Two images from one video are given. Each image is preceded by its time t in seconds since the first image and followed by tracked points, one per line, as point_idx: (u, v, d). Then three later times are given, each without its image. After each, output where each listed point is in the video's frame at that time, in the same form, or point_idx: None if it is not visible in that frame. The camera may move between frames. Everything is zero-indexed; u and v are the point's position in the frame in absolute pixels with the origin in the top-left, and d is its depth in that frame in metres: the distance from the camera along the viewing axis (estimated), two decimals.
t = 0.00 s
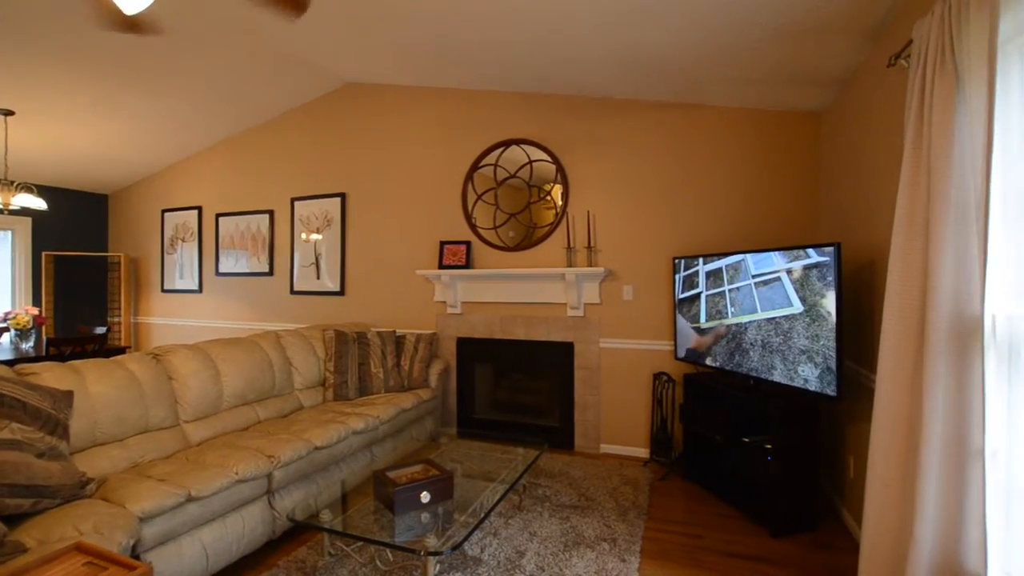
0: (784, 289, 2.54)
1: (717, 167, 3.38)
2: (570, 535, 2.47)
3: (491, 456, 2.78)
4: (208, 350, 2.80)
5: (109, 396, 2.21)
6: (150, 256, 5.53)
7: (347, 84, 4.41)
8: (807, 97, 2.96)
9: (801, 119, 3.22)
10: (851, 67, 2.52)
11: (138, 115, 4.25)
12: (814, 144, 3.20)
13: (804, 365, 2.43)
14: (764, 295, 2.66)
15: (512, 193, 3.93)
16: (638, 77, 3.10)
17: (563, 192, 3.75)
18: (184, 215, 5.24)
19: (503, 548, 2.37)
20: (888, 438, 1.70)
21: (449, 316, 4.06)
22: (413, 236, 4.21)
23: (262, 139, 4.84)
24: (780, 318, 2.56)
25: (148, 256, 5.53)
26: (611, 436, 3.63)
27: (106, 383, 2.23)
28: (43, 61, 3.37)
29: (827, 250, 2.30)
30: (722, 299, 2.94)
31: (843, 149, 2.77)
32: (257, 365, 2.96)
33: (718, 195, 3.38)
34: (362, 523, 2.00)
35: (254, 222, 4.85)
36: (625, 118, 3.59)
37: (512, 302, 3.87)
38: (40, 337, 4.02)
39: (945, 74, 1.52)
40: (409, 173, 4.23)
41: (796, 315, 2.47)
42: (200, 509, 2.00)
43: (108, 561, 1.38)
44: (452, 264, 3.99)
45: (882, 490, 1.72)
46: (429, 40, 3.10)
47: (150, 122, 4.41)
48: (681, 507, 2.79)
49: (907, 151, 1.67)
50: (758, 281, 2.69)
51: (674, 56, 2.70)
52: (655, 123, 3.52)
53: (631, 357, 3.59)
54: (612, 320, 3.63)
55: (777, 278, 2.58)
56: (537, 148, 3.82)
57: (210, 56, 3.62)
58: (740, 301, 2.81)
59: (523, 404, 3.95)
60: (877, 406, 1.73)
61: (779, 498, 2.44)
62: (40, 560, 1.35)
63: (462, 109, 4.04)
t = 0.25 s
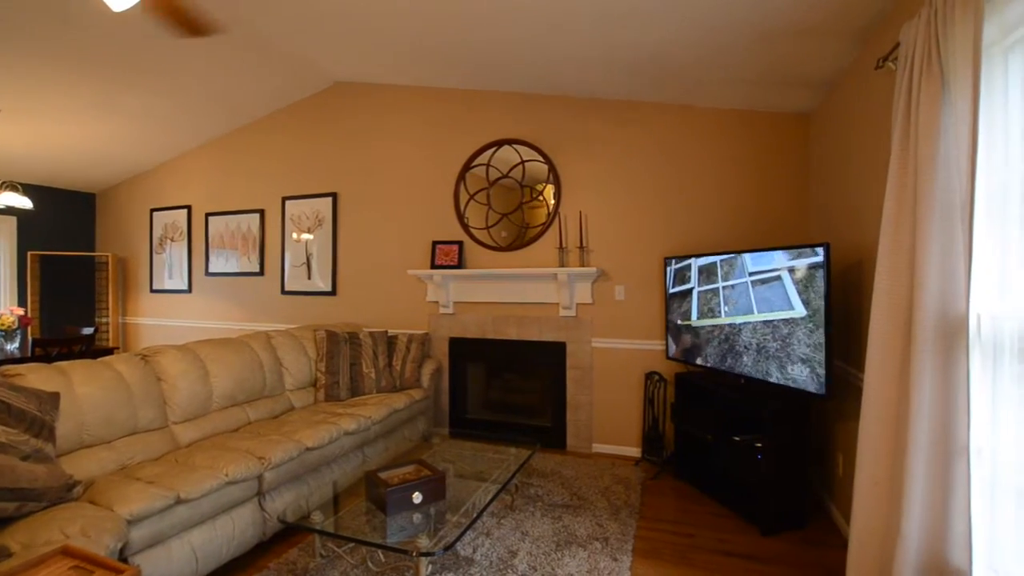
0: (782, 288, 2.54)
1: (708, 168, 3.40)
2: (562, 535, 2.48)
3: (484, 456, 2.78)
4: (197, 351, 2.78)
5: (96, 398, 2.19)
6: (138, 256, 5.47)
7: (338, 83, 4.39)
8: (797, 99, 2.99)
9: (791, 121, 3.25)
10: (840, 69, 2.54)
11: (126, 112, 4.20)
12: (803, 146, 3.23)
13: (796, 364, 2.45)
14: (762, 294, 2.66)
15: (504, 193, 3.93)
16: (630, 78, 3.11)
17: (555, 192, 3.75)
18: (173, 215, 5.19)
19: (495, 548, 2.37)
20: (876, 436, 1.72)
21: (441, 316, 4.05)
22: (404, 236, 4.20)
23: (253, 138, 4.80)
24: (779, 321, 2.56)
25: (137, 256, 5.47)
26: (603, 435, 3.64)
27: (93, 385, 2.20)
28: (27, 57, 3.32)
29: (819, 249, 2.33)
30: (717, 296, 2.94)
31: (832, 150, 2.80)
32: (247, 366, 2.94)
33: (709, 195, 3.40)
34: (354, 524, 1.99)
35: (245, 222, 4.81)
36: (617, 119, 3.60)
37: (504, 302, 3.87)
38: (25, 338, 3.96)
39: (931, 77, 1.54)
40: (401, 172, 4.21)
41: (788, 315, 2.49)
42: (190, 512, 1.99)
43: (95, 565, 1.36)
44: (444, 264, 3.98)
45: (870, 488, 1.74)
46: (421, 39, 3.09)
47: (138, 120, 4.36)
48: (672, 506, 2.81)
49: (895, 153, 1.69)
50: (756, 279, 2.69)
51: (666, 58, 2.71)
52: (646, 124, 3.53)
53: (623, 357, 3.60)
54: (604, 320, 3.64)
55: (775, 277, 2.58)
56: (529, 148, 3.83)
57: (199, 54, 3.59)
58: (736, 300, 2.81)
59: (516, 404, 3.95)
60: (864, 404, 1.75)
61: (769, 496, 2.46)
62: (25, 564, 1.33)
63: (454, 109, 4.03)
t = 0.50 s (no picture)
0: (791, 291, 2.43)
1: (700, 168, 3.42)
2: (554, 534, 2.48)
3: (476, 456, 2.78)
4: (187, 352, 2.75)
5: (83, 400, 2.16)
6: (127, 256, 5.41)
7: (330, 82, 4.36)
8: (787, 100, 3.01)
9: (781, 122, 3.27)
10: (829, 72, 2.57)
11: (114, 111, 4.15)
12: (793, 147, 3.26)
13: (784, 363, 2.47)
14: (770, 296, 2.55)
15: (496, 193, 3.92)
16: (622, 79, 3.12)
17: (547, 192, 3.76)
18: (162, 214, 5.13)
19: (487, 548, 2.36)
20: (863, 434, 1.74)
21: (434, 316, 4.05)
22: (396, 236, 4.19)
23: (243, 136, 4.76)
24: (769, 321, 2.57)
25: (125, 256, 5.41)
26: (595, 435, 3.65)
27: (80, 386, 2.17)
28: (12, 55, 3.27)
29: (808, 249, 2.34)
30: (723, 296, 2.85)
31: (821, 151, 2.83)
32: (237, 367, 2.92)
33: (701, 196, 3.42)
34: (345, 525, 1.98)
35: (235, 221, 4.77)
36: (609, 119, 3.61)
37: (497, 302, 3.87)
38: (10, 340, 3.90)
39: (917, 80, 1.56)
40: (393, 172, 4.20)
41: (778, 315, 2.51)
42: (179, 514, 1.97)
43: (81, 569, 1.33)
44: (436, 264, 3.98)
45: (858, 485, 1.76)
46: (413, 39, 3.08)
47: (126, 118, 4.31)
48: (664, 504, 2.82)
49: (882, 153, 1.71)
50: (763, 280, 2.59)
51: (658, 59, 2.72)
52: (638, 124, 3.55)
53: (615, 357, 3.61)
54: (597, 320, 3.65)
55: (784, 278, 2.46)
56: (521, 148, 3.83)
57: (189, 52, 3.55)
58: (742, 301, 2.72)
59: (508, 404, 3.95)
60: (853, 403, 1.77)
61: (759, 494, 2.49)
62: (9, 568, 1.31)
63: (446, 108, 4.02)
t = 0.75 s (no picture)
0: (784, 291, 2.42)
1: (691, 169, 3.44)
2: (546, 534, 2.49)
3: (469, 456, 2.78)
4: (176, 353, 2.73)
5: (70, 401, 2.13)
6: (115, 255, 5.34)
7: (321, 80, 4.34)
8: (776, 102, 3.04)
9: (771, 123, 3.30)
10: (818, 74, 2.59)
11: (101, 109, 4.10)
12: (783, 148, 3.28)
13: (774, 362, 2.49)
14: (777, 296, 2.46)
15: (488, 193, 3.92)
16: (614, 80, 3.13)
17: (540, 193, 3.76)
18: (151, 213, 5.08)
19: (480, 548, 2.36)
20: (851, 433, 1.76)
21: (426, 316, 4.04)
22: (388, 236, 4.17)
23: (233, 135, 4.73)
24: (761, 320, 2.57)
25: (113, 256, 5.34)
26: (587, 434, 3.66)
27: (67, 388, 2.15)
28: None
29: (797, 249, 2.35)
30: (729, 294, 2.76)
31: (811, 152, 2.85)
32: (227, 368, 2.89)
33: (692, 196, 3.44)
34: (337, 527, 1.97)
35: (225, 221, 4.73)
36: (601, 119, 3.62)
37: (489, 302, 3.87)
38: None
39: (904, 83, 1.58)
40: (384, 172, 4.18)
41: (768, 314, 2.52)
42: (168, 516, 1.95)
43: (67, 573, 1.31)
44: (428, 264, 3.97)
45: (846, 483, 1.78)
46: (405, 39, 3.07)
47: (114, 116, 4.26)
48: (655, 503, 2.84)
49: (870, 155, 1.73)
50: (769, 279, 2.50)
51: (650, 60, 2.73)
52: (630, 125, 3.56)
53: (607, 356, 3.62)
54: (589, 320, 3.66)
55: (791, 278, 2.37)
56: (514, 148, 3.83)
57: (178, 49, 3.52)
58: (748, 300, 2.64)
59: (500, 404, 3.95)
60: (841, 401, 1.79)
61: (749, 492, 2.51)
62: None
63: (438, 108, 4.02)
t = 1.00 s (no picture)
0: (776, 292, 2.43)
1: (682, 170, 3.46)
2: (538, 534, 2.49)
3: (461, 456, 2.77)
4: (164, 354, 2.69)
5: (56, 403, 2.10)
6: (102, 255, 5.28)
7: (312, 79, 4.31)
8: (766, 104, 3.06)
9: (761, 124, 3.32)
10: (807, 76, 2.62)
11: (87, 106, 4.04)
12: (772, 149, 3.31)
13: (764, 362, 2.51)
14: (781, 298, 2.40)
15: (480, 193, 3.92)
16: (605, 81, 3.14)
17: (531, 193, 3.76)
18: (139, 213, 5.02)
19: (471, 549, 2.36)
20: (839, 431, 1.78)
21: (417, 316, 4.03)
22: (379, 236, 4.15)
23: (222, 134, 4.68)
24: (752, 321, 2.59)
25: (100, 255, 5.28)
26: (579, 434, 3.67)
27: (53, 389, 2.12)
28: None
29: (786, 251, 2.37)
30: (753, 294, 2.58)
31: (800, 153, 2.88)
32: (216, 369, 2.86)
33: (683, 197, 3.46)
34: (328, 528, 1.96)
35: (214, 221, 4.69)
36: (593, 120, 3.63)
37: (481, 302, 3.87)
38: None
39: (890, 86, 1.60)
40: (376, 171, 4.17)
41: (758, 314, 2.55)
42: (155, 519, 1.93)
43: None
44: (420, 264, 3.96)
45: (834, 480, 1.80)
46: (396, 38, 3.06)
47: (101, 114, 4.20)
48: (647, 502, 2.85)
49: (857, 156, 1.75)
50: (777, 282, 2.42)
51: (641, 61, 2.75)
52: (621, 125, 3.57)
53: (599, 356, 3.63)
54: (580, 320, 3.67)
55: (781, 279, 2.39)
56: (505, 148, 3.83)
57: (166, 47, 3.48)
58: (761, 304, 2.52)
59: (492, 404, 3.95)
60: (829, 400, 1.81)
61: (739, 490, 2.53)
62: None
63: (430, 107, 4.00)
